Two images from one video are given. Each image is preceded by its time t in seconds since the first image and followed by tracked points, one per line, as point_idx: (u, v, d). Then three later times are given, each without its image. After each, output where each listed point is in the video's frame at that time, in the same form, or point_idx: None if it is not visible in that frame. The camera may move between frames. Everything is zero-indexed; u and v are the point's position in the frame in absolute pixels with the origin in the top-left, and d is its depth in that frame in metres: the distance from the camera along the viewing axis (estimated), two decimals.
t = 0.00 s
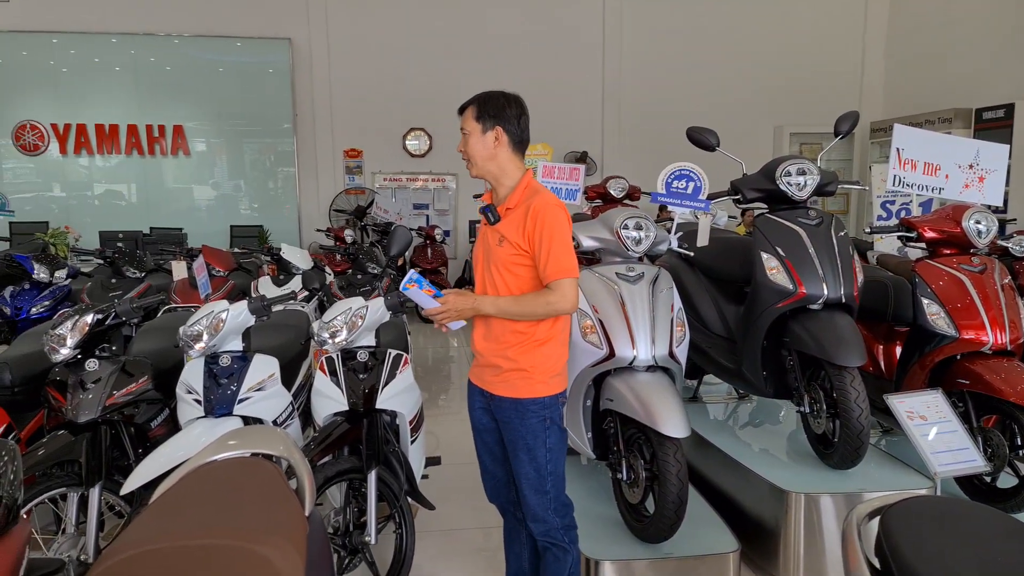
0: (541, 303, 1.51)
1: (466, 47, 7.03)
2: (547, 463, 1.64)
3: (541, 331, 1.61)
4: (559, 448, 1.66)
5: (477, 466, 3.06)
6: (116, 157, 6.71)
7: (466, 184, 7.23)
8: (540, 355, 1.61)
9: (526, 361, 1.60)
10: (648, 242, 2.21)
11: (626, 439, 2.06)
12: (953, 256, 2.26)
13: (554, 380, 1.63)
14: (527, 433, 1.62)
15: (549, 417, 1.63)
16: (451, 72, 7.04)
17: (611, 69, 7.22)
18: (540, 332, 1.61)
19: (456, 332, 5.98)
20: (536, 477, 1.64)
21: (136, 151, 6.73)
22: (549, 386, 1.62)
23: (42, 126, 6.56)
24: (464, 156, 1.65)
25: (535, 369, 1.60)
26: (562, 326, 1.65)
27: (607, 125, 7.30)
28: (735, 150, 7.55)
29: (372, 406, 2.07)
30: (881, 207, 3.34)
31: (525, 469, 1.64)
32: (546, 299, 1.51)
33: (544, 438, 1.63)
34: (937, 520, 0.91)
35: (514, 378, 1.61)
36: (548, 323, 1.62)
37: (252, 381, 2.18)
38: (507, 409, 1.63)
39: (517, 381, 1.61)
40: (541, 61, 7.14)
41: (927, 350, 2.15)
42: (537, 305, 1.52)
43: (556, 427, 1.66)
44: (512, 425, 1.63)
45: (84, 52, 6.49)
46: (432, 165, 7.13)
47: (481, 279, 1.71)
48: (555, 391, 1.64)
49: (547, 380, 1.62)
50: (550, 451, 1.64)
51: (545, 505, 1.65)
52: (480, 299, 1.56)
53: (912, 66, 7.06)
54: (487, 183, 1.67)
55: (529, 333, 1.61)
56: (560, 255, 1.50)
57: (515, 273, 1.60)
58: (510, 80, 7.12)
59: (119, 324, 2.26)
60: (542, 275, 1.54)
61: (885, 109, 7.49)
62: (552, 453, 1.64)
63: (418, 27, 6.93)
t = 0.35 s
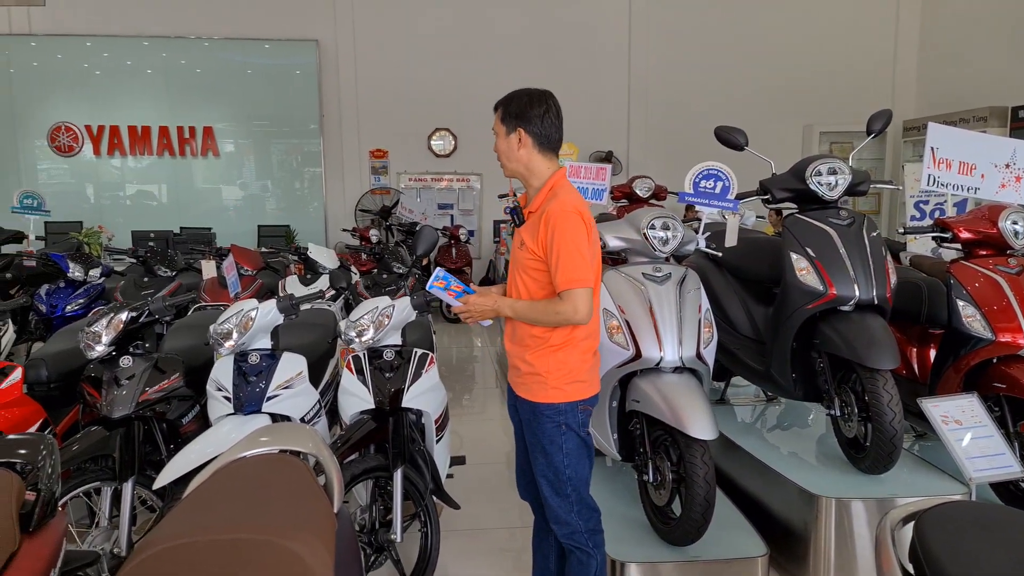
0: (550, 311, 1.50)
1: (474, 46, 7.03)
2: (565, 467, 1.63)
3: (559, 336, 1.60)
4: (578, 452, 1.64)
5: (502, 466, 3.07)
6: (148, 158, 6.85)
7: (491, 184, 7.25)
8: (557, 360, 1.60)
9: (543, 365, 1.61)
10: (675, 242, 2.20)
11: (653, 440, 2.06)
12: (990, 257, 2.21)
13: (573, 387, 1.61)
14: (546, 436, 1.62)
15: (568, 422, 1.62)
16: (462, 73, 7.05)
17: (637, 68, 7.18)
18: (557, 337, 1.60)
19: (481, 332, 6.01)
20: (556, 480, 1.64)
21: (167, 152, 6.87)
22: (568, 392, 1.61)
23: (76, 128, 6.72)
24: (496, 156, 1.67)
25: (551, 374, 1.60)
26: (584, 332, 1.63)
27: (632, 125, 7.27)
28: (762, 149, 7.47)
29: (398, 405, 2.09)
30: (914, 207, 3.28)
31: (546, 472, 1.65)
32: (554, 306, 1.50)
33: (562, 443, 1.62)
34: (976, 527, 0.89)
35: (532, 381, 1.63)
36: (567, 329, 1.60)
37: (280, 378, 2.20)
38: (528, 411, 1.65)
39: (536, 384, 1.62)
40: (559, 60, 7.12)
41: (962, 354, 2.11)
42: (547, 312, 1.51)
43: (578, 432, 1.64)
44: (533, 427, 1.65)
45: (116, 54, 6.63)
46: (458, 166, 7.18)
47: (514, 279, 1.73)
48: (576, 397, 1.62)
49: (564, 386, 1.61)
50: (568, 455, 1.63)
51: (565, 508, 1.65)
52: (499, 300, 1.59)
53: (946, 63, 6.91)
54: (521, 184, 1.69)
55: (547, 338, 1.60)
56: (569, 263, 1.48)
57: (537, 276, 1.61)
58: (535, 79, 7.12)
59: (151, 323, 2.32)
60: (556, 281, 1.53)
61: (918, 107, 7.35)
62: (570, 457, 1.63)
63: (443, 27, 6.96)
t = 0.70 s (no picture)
0: (582, 314, 1.51)
1: (512, 46, 7.04)
2: (603, 467, 1.63)
3: (596, 338, 1.60)
4: (616, 453, 1.64)
5: (539, 466, 3.08)
6: (194, 159, 7.05)
7: (530, 184, 7.27)
8: (594, 360, 1.61)
9: (582, 365, 1.61)
10: (717, 241, 2.17)
11: (693, 442, 2.04)
12: None
13: (610, 388, 1.61)
14: (584, 436, 1.63)
15: (606, 422, 1.62)
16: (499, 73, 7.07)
17: (676, 66, 7.11)
18: (594, 338, 1.61)
19: (519, 332, 6.03)
20: (594, 480, 1.64)
21: (213, 154, 7.05)
22: (606, 393, 1.61)
23: (126, 130, 6.95)
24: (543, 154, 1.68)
25: (587, 374, 1.61)
26: (623, 335, 1.62)
27: (672, 124, 7.19)
28: (805, 148, 7.31)
29: (437, 402, 2.11)
30: (965, 206, 3.17)
31: (583, 472, 1.65)
32: (587, 309, 1.51)
33: (600, 443, 1.62)
34: None
35: (570, 380, 1.64)
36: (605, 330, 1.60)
37: (322, 374, 2.25)
38: (566, 410, 1.66)
39: (574, 384, 1.63)
40: (597, 59, 7.08)
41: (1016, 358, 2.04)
42: (580, 314, 1.52)
43: (617, 432, 1.64)
44: (571, 427, 1.66)
45: (165, 58, 6.84)
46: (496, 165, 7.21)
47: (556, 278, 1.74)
48: (615, 398, 1.62)
49: (602, 387, 1.60)
50: (607, 455, 1.63)
51: (603, 508, 1.65)
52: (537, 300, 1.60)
53: (1001, 56, 6.67)
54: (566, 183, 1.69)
55: (585, 339, 1.61)
56: (603, 267, 1.48)
57: (576, 277, 1.61)
58: (573, 78, 7.10)
59: (199, 319, 2.39)
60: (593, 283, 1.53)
61: (971, 103, 7.11)
62: (609, 458, 1.63)
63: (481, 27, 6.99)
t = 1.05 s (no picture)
0: (634, 311, 1.51)
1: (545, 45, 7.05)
2: (637, 465, 1.63)
3: (635, 335, 1.60)
4: (651, 452, 1.64)
5: (570, 464, 3.09)
6: (232, 159, 7.21)
7: (562, 184, 7.27)
8: (632, 357, 1.61)
9: (619, 362, 1.62)
10: (751, 240, 2.16)
11: (725, 442, 2.02)
12: None
13: (646, 385, 1.62)
14: (619, 433, 1.64)
15: (642, 419, 1.62)
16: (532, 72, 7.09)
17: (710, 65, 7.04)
18: (633, 335, 1.61)
19: (550, 331, 6.04)
20: (627, 478, 1.65)
21: (251, 154, 7.20)
22: (644, 389, 1.61)
23: (168, 131, 7.15)
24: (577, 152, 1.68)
25: (627, 372, 1.61)
26: (661, 332, 1.62)
27: (706, 123, 7.12)
28: (843, 147, 7.18)
29: (468, 398, 2.13)
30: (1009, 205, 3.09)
31: (616, 469, 1.66)
32: (639, 306, 1.51)
33: (635, 441, 1.63)
34: None
35: (606, 378, 1.64)
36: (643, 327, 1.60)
37: (355, 370, 2.29)
38: (600, 408, 1.67)
39: (611, 382, 1.63)
40: (630, 58, 7.05)
41: None
42: (631, 311, 1.52)
43: (652, 431, 1.65)
44: (605, 425, 1.66)
45: (205, 61, 7.01)
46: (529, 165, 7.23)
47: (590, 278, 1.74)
48: (652, 395, 1.63)
49: (640, 384, 1.61)
50: (641, 454, 1.63)
51: (636, 506, 1.66)
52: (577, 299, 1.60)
53: None
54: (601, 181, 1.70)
55: (625, 336, 1.61)
56: (653, 264, 1.49)
57: (618, 275, 1.62)
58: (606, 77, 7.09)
59: (237, 315, 2.45)
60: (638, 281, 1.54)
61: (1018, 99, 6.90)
62: (643, 456, 1.63)
63: (515, 27, 7.02)
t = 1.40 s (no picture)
0: (663, 307, 1.51)
1: (576, 44, 7.04)
2: (664, 461, 1.63)
3: (664, 331, 1.60)
4: (678, 448, 1.64)
5: (597, 462, 3.09)
6: (267, 159, 7.35)
7: (593, 182, 7.26)
8: (660, 353, 1.61)
9: (646, 357, 1.61)
10: (781, 238, 2.13)
11: (753, 441, 2.00)
12: None
13: (673, 381, 1.61)
14: (646, 429, 1.63)
15: (669, 415, 1.62)
16: (564, 72, 7.09)
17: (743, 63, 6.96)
18: (662, 331, 1.61)
19: (579, 330, 6.04)
20: (653, 474, 1.65)
21: (285, 154, 7.32)
22: (672, 386, 1.61)
23: (206, 131, 7.32)
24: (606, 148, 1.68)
25: (655, 368, 1.61)
26: (689, 328, 1.62)
27: (739, 121, 7.04)
28: (881, 145, 7.04)
29: (494, 394, 2.15)
30: None
31: (643, 465, 1.66)
32: (668, 303, 1.51)
33: (662, 436, 1.62)
34: None
35: (634, 373, 1.64)
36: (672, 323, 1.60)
37: (384, 365, 2.33)
38: (627, 403, 1.67)
39: (638, 377, 1.63)
40: (661, 56, 7.00)
41: None
42: (660, 308, 1.52)
43: (679, 427, 1.64)
44: (632, 420, 1.66)
45: (242, 62, 7.16)
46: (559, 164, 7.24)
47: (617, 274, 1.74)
48: (680, 391, 1.63)
49: (667, 380, 1.61)
50: (669, 450, 1.63)
51: (661, 501, 1.66)
52: (606, 295, 1.60)
53: None
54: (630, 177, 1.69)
55: (653, 332, 1.61)
56: (683, 260, 1.49)
57: (647, 272, 1.62)
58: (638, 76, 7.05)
59: (270, 311, 2.50)
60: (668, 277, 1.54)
61: None
62: (670, 452, 1.63)
63: (546, 26, 7.02)
